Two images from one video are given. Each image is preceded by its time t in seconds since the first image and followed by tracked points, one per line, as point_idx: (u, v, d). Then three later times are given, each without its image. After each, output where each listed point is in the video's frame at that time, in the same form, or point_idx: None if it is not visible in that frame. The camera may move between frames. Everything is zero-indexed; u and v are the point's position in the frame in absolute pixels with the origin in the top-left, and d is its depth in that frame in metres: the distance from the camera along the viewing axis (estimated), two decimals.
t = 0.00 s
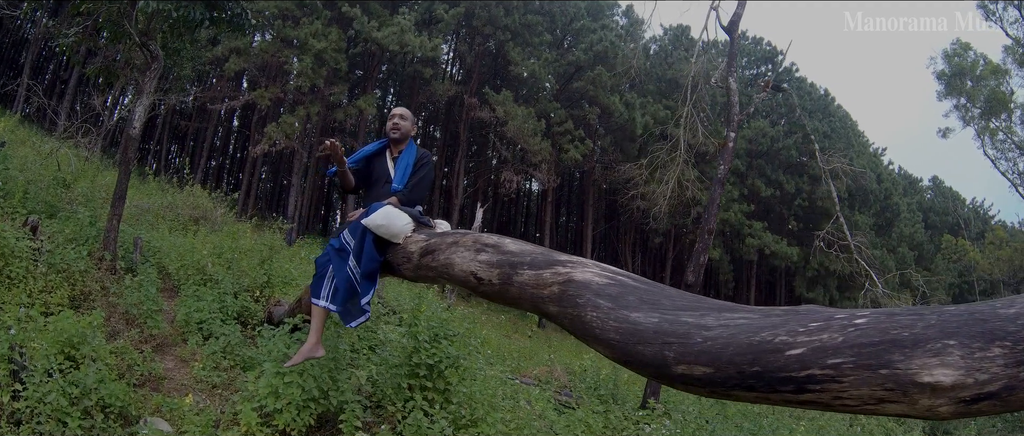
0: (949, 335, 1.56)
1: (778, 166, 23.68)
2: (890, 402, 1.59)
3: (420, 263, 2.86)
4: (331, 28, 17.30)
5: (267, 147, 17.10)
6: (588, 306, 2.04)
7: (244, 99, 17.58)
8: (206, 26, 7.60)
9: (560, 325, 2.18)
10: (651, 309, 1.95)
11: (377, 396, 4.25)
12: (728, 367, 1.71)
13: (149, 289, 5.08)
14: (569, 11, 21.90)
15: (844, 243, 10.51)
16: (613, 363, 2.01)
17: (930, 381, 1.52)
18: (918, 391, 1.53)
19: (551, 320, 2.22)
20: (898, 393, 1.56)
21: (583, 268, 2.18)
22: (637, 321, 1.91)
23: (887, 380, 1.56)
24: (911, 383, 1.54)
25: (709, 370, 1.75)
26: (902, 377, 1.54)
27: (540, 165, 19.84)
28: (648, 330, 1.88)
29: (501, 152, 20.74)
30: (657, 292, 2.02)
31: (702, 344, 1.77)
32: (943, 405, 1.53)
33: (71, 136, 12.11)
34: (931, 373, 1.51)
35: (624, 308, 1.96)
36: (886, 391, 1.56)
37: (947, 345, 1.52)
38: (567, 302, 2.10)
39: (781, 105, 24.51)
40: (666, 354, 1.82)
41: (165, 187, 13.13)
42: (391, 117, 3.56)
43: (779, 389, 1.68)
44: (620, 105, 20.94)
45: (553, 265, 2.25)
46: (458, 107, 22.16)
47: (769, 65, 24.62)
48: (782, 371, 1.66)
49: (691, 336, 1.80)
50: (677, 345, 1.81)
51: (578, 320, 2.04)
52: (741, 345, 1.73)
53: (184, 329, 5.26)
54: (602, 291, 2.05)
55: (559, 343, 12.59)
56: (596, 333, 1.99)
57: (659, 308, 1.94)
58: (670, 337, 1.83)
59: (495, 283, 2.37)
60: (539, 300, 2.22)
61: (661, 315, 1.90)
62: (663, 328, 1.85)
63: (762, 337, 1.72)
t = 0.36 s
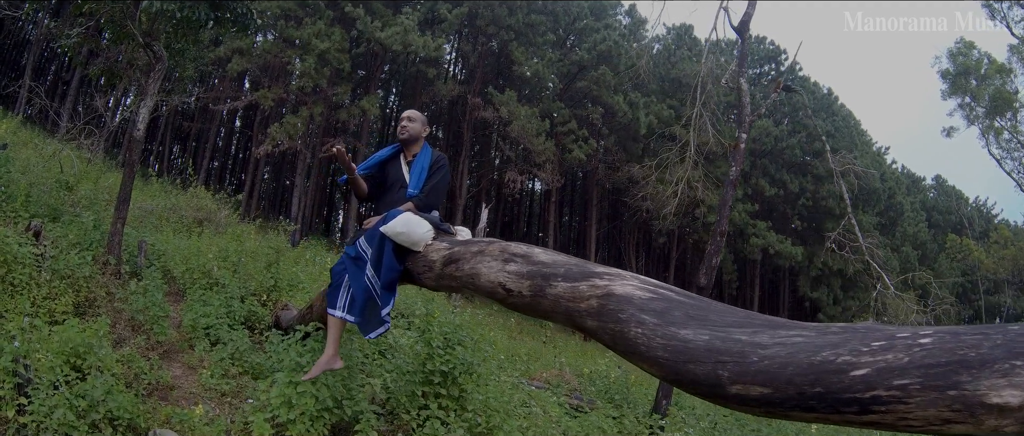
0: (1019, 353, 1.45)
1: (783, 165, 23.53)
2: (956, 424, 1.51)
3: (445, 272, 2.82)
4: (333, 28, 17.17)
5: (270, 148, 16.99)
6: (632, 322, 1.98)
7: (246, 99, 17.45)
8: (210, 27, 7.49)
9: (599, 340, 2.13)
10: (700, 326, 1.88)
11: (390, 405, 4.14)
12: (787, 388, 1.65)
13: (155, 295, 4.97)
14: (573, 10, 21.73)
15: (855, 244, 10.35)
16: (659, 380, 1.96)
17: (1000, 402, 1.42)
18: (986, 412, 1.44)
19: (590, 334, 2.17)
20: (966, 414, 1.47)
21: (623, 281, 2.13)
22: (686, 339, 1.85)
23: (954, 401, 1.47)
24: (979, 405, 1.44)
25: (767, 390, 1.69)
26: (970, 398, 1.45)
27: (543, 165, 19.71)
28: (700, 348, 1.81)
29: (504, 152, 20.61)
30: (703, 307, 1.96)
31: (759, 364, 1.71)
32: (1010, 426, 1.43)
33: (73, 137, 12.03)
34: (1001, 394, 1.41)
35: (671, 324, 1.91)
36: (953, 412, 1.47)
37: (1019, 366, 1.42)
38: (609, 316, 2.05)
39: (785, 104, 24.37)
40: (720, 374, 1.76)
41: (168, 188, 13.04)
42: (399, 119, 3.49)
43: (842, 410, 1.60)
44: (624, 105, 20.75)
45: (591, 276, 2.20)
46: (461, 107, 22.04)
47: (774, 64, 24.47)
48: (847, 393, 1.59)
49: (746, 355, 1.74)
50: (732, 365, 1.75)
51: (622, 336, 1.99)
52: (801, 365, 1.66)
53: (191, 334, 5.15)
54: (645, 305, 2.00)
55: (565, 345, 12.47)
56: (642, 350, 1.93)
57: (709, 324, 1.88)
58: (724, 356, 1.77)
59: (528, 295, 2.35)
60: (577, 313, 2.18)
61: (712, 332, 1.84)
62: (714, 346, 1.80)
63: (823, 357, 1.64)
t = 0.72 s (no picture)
0: None
1: (787, 165, 23.40)
2: None
3: (462, 282, 2.78)
4: (335, 29, 17.08)
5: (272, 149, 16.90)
6: (665, 336, 1.92)
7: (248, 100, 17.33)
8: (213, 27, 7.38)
9: (629, 354, 2.08)
10: (739, 341, 1.83)
11: (399, 413, 4.06)
12: (831, 407, 1.58)
13: (158, 300, 4.88)
14: (575, 10, 21.59)
15: (862, 244, 10.25)
16: (694, 397, 1.90)
17: None
18: None
19: (618, 349, 2.12)
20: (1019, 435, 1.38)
21: (654, 293, 2.08)
22: (724, 355, 1.79)
23: (1006, 420, 1.37)
24: None
25: (810, 409, 1.62)
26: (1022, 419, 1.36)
27: (546, 165, 19.60)
28: (739, 365, 1.75)
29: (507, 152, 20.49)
30: (740, 322, 1.90)
31: (802, 382, 1.64)
32: None
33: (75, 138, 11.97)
34: None
35: (706, 340, 1.85)
36: (1003, 432, 1.38)
37: None
38: (639, 330, 2.00)
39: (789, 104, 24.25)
40: (760, 392, 1.70)
41: (170, 189, 12.96)
42: (412, 123, 3.47)
43: (889, 430, 1.52)
44: (627, 105, 20.63)
45: (618, 289, 2.15)
46: (464, 107, 21.94)
47: (777, 63, 24.33)
48: (894, 412, 1.50)
49: (788, 373, 1.67)
50: (773, 382, 1.69)
51: (654, 351, 1.93)
52: (845, 383, 1.58)
53: (195, 340, 5.07)
54: (677, 319, 1.95)
55: (569, 346, 12.39)
56: (676, 366, 1.88)
57: (747, 340, 1.83)
58: (765, 373, 1.70)
59: (552, 306, 2.30)
60: (605, 327, 2.13)
61: (751, 348, 1.78)
62: (754, 363, 1.74)
63: (869, 375, 1.56)
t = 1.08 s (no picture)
0: None
1: (787, 166, 23.32)
2: None
3: (475, 285, 2.72)
4: (334, 28, 16.94)
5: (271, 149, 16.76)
6: (700, 343, 1.87)
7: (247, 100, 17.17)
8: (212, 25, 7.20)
9: (658, 361, 2.02)
10: (779, 348, 1.78)
11: (405, 419, 3.95)
12: (882, 417, 1.51)
13: (156, 302, 4.77)
14: (575, 11, 21.45)
15: (866, 246, 10.14)
16: (730, 407, 1.84)
17: None
18: None
19: (647, 355, 2.06)
20: None
21: (685, 298, 2.02)
22: (765, 363, 1.73)
23: None
24: None
25: (857, 419, 1.55)
26: None
27: (546, 166, 19.47)
28: (782, 373, 1.69)
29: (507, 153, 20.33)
30: (777, 328, 1.86)
31: (849, 390, 1.58)
32: None
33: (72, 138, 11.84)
34: None
35: (744, 346, 1.80)
36: None
37: None
38: (672, 336, 1.94)
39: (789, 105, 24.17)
40: (806, 401, 1.63)
41: (167, 189, 12.81)
42: (420, 121, 3.40)
43: None
44: (627, 105, 20.52)
45: (646, 293, 2.10)
46: (463, 107, 21.83)
47: (777, 64, 24.26)
48: (950, 421, 1.41)
49: (835, 381, 1.61)
50: (819, 391, 1.62)
51: (688, 358, 1.87)
52: (897, 390, 1.51)
53: (193, 342, 4.94)
54: (712, 324, 1.89)
55: (569, 347, 12.29)
56: (713, 375, 1.81)
57: (788, 347, 1.78)
58: (810, 381, 1.64)
59: (574, 312, 2.25)
60: (632, 333, 2.07)
61: (793, 356, 1.72)
62: (796, 371, 1.68)
63: (921, 383, 1.49)
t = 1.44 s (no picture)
0: None
1: (792, 166, 23.15)
2: None
3: (498, 289, 2.63)
4: (336, 27, 16.80)
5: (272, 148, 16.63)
6: (750, 353, 1.78)
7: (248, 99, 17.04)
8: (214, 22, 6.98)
9: (700, 370, 1.93)
10: (834, 358, 1.70)
11: (415, 425, 3.81)
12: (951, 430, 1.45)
13: (157, 304, 4.63)
14: (578, 9, 21.21)
15: (876, 246, 10.01)
16: (781, 419, 1.77)
17: None
18: None
19: (687, 365, 1.98)
20: None
21: (728, 304, 1.94)
22: (822, 374, 1.66)
23: None
24: None
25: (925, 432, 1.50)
26: None
27: (549, 165, 19.32)
28: (841, 385, 1.62)
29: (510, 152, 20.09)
30: (828, 335, 1.79)
31: (916, 403, 1.52)
32: None
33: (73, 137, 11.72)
34: None
35: (798, 356, 1.72)
36: None
37: None
38: (717, 345, 1.85)
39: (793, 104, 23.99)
40: (868, 414, 1.56)
41: (169, 188, 12.68)
42: (436, 116, 3.28)
43: None
44: (630, 104, 20.33)
45: (686, 299, 2.01)
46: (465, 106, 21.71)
47: (781, 63, 24.07)
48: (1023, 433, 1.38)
49: (898, 393, 1.55)
50: (882, 403, 1.55)
51: (736, 369, 1.79)
52: (965, 401, 1.46)
53: (196, 345, 4.80)
54: (761, 333, 1.81)
55: (572, 347, 12.17)
56: (765, 386, 1.73)
57: (844, 356, 1.70)
58: (872, 393, 1.57)
59: (606, 318, 2.16)
60: (672, 341, 1.98)
61: (852, 366, 1.65)
62: (857, 382, 1.61)
63: (991, 394, 1.44)
